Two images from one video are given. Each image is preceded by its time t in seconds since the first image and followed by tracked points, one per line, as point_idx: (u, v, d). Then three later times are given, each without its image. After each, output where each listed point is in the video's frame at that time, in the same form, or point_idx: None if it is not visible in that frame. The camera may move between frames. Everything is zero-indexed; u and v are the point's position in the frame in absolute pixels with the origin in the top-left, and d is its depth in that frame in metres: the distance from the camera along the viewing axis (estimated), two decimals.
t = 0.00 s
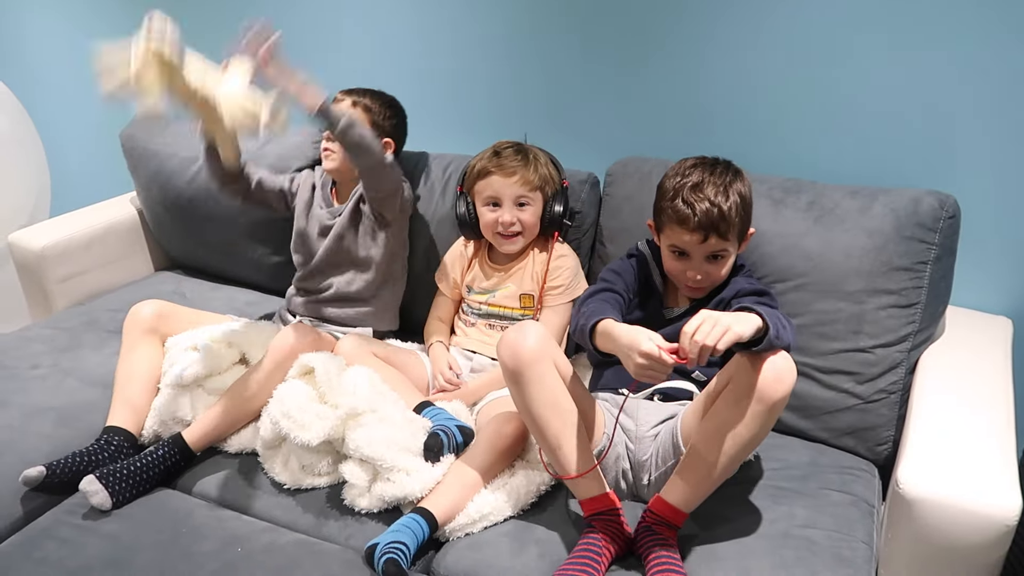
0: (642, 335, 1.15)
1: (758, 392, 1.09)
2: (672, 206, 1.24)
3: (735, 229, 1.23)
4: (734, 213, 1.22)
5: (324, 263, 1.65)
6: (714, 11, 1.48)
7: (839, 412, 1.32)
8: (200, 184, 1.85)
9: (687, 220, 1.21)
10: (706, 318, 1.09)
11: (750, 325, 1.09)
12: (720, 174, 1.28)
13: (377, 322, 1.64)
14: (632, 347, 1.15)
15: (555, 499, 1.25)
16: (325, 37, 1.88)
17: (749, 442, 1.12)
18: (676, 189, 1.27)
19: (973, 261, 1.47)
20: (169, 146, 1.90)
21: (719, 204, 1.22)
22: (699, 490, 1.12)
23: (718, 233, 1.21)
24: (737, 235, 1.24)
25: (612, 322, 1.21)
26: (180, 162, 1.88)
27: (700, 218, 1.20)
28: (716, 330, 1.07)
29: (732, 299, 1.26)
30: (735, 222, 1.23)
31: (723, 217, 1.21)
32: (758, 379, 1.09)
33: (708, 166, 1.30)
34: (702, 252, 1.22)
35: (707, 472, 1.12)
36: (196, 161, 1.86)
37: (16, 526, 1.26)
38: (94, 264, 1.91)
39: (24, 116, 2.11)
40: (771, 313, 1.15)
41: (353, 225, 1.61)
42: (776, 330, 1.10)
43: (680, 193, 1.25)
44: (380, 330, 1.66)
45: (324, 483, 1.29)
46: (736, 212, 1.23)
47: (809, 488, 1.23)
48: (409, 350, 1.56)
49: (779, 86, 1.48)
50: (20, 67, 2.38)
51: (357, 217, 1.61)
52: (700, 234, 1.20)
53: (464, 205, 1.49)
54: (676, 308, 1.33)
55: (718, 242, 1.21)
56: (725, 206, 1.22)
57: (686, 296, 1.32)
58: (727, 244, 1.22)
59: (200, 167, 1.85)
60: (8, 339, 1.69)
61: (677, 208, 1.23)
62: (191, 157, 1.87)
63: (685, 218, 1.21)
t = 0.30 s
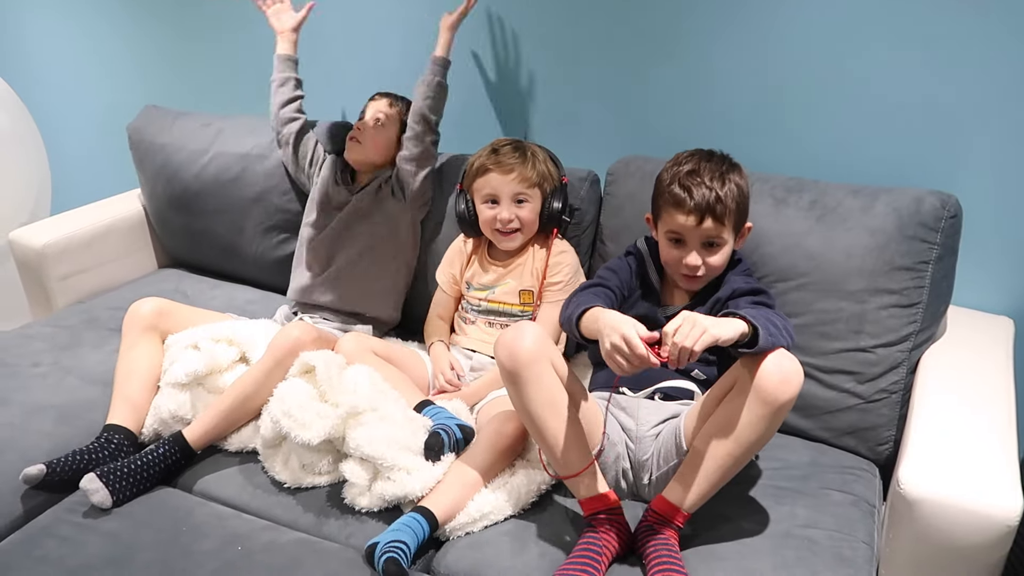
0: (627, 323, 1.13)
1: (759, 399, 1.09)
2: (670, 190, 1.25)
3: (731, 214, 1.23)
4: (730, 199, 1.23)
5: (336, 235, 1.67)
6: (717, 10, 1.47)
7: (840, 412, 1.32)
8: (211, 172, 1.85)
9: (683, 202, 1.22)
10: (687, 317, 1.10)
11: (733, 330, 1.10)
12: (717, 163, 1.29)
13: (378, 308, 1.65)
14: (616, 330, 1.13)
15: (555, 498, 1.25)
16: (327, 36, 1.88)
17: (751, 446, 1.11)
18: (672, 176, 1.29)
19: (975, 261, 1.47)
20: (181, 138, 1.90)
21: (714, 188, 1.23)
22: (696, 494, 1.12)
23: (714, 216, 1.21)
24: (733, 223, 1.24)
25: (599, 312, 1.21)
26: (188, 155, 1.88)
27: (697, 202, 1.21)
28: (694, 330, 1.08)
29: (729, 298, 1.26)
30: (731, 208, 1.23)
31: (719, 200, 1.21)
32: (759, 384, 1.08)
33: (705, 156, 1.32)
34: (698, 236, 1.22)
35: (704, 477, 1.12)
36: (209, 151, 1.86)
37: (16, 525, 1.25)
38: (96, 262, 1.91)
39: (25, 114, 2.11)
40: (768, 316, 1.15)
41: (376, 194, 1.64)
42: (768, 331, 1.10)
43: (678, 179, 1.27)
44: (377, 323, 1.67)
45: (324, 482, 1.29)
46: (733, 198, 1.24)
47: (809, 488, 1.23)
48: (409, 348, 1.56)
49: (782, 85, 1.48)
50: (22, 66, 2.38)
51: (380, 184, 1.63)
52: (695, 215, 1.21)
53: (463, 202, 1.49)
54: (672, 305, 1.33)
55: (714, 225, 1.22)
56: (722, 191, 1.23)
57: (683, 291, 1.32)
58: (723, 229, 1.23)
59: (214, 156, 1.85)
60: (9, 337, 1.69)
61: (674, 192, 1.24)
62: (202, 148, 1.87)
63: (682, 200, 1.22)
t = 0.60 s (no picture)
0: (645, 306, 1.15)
1: (764, 400, 1.08)
2: (668, 177, 1.25)
3: (728, 204, 1.23)
4: (727, 188, 1.23)
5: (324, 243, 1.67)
6: (718, 9, 1.47)
7: (842, 411, 1.31)
8: (210, 171, 1.85)
9: (681, 186, 1.22)
10: (700, 313, 1.11)
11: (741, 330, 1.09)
12: (719, 155, 1.30)
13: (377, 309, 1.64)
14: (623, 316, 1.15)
15: (555, 498, 1.24)
16: (329, 35, 1.88)
17: (755, 447, 1.11)
18: (672, 165, 1.29)
19: (976, 260, 1.46)
20: (178, 136, 1.90)
21: (712, 176, 1.23)
22: (701, 494, 1.11)
23: (710, 202, 1.21)
24: (730, 214, 1.24)
25: (609, 305, 1.21)
26: (189, 153, 1.87)
27: (694, 188, 1.21)
28: (698, 322, 1.09)
29: (729, 297, 1.26)
30: (730, 199, 1.23)
31: (717, 188, 1.22)
32: (765, 385, 1.08)
33: (706, 148, 1.32)
34: (693, 224, 1.22)
35: (707, 477, 1.11)
36: (208, 149, 1.86)
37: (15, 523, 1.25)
38: (97, 261, 1.91)
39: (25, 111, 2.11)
40: (771, 316, 1.15)
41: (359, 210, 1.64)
42: (774, 332, 1.10)
43: (677, 167, 1.27)
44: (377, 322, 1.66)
45: (325, 481, 1.29)
46: (732, 188, 1.24)
47: (811, 487, 1.23)
48: (410, 347, 1.55)
49: (783, 84, 1.47)
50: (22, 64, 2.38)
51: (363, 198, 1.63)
52: (691, 199, 1.21)
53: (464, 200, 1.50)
54: (671, 301, 1.33)
55: (710, 212, 1.21)
56: (721, 180, 1.23)
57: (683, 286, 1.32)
58: (719, 217, 1.22)
59: (212, 154, 1.85)
60: (9, 335, 1.68)
61: (673, 178, 1.24)
62: (203, 145, 1.87)
63: (679, 185, 1.22)
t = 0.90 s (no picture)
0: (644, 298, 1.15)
1: (765, 398, 1.08)
2: (669, 176, 1.26)
3: (729, 202, 1.22)
4: (728, 186, 1.23)
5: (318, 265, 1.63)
6: (717, 10, 1.47)
7: (843, 409, 1.31)
8: (203, 176, 1.84)
9: (682, 185, 1.22)
10: (705, 300, 1.10)
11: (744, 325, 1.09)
12: (720, 153, 1.29)
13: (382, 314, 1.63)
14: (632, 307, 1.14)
15: (556, 497, 1.24)
16: (327, 35, 1.88)
17: (757, 446, 1.11)
18: (673, 164, 1.29)
19: (977, 259, 1.46)
20: (173, 139, 1.90)
21: (713, 175, 1.23)
22: (702, 493, 1.12)
23: (711, 201, 1.21)
24: (731, 213, 1.24)
25: (609, 296, 1.22)
26: (183, 155, 1.87)
27: (695, 187, 1.21)
28: (705, 308, 1.09)
29: (731, 297, 1.26)
30: (731, 197, 1.23)
31: (717, 187, 1.21)
32: (767, 384, 1.08)
33: (707, 146, 1.32)
34: (694, 224, 1.22)
35: (708, 474, 1.12)
36: (202, 152, 1.86)
37: (15, 521, 1.25)
38: (96, 259, 1.91)
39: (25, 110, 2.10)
40: (774, 317, 1.15)
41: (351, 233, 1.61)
42: (776, 331, 1.10)
43: (678, 166, 1.27)
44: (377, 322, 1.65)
45: (325, 480, 1.29)
46: (732, 187, 1.24)
47: (811, 486, 1.23)
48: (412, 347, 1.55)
49: (783, 83, 1.47)
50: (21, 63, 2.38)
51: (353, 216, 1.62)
52: (692, 198, 1.21)
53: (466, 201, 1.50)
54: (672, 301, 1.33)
55: (711, 211, 1.21)
56: (721, 179, 1.23)
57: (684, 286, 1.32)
58: (721, 216, 1.22)
59: (206, 158, 1.85)
60: (9, 334, 1.68)
61: (674, 177, 1.24)
62: (196, 149, 1.87)
63: (680, 184, 1.22)
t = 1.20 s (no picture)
0: (632, 297, 1.15)
1: (768, 398, 1.08)
2: (673, 175, 1.25)
3: (733, 202, 1.22)
4: (731, 186, 1.23)
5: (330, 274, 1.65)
6: (719, 10, 1.47)
7: (845, 409, 1.31)
8: (204, 174, 1.84)
9: (686, 184, 1.22)
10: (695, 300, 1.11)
11: (738, 329, 1.09)
12: (723, 152, 1.29)
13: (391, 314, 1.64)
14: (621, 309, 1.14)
15: (557, 496, 1.24)
16: (328, 34, 1.88)
17: (759, 445, 1.10)
18: (676, 163, 1.29)
19: (979, 258, 1.46)
20: (174, 137, 1.90)
21: (717, 174, 1.23)
22: (703, 492, 1.11)
23: (714, 200, 1.20)
24: (734, 212, 1.24)
25: (609, 288, 1.21)
26: (184, 154, 1.87)
27: (699, 186, 1.21)
28: (696, 305, 1.10)
29: (733, 296, 1.26)
30: (734, 196, 1.23)
31: (721, 186, 1.21)
32: (768, 383, 1.08)
33: (710, 145, 1.32)
34: (695, 224, 1.22)
35: (710, 473, 1.11)
36: (202, 151, 1.85)
37: (17, 520, 1.24)
38: (97, 258, 1.90)
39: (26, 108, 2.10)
40: (772, 317, 1.15)
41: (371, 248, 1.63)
42: (772, 330, 1.10)
43: (681, 165, 1.27)
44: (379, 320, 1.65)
45: (327, 478, 1.29)
46: (736, 186, 1.23)
47: (813, 485, 1.23)
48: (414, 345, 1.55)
49: (785, 82, 1.47)
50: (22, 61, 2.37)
51: (370, 231, 1.63)
52: (696, 197, 1.21)
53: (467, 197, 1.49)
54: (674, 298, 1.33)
55: (715, 211, 1.21)
56: (725, 179, 1.23)
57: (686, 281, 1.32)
58: (724, 216, 1.22)
59: (206, 157, 1.84)
60: (10, 332, 1.68)
61: (677, 176, 1.24)
62: (197, 147, 1.86)
63: (684, 184, 1.22)
